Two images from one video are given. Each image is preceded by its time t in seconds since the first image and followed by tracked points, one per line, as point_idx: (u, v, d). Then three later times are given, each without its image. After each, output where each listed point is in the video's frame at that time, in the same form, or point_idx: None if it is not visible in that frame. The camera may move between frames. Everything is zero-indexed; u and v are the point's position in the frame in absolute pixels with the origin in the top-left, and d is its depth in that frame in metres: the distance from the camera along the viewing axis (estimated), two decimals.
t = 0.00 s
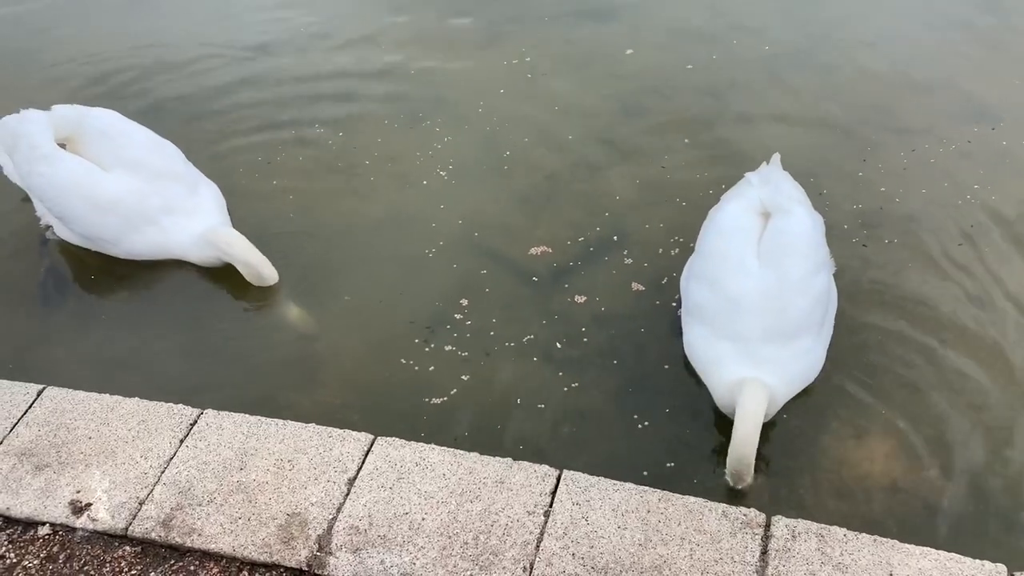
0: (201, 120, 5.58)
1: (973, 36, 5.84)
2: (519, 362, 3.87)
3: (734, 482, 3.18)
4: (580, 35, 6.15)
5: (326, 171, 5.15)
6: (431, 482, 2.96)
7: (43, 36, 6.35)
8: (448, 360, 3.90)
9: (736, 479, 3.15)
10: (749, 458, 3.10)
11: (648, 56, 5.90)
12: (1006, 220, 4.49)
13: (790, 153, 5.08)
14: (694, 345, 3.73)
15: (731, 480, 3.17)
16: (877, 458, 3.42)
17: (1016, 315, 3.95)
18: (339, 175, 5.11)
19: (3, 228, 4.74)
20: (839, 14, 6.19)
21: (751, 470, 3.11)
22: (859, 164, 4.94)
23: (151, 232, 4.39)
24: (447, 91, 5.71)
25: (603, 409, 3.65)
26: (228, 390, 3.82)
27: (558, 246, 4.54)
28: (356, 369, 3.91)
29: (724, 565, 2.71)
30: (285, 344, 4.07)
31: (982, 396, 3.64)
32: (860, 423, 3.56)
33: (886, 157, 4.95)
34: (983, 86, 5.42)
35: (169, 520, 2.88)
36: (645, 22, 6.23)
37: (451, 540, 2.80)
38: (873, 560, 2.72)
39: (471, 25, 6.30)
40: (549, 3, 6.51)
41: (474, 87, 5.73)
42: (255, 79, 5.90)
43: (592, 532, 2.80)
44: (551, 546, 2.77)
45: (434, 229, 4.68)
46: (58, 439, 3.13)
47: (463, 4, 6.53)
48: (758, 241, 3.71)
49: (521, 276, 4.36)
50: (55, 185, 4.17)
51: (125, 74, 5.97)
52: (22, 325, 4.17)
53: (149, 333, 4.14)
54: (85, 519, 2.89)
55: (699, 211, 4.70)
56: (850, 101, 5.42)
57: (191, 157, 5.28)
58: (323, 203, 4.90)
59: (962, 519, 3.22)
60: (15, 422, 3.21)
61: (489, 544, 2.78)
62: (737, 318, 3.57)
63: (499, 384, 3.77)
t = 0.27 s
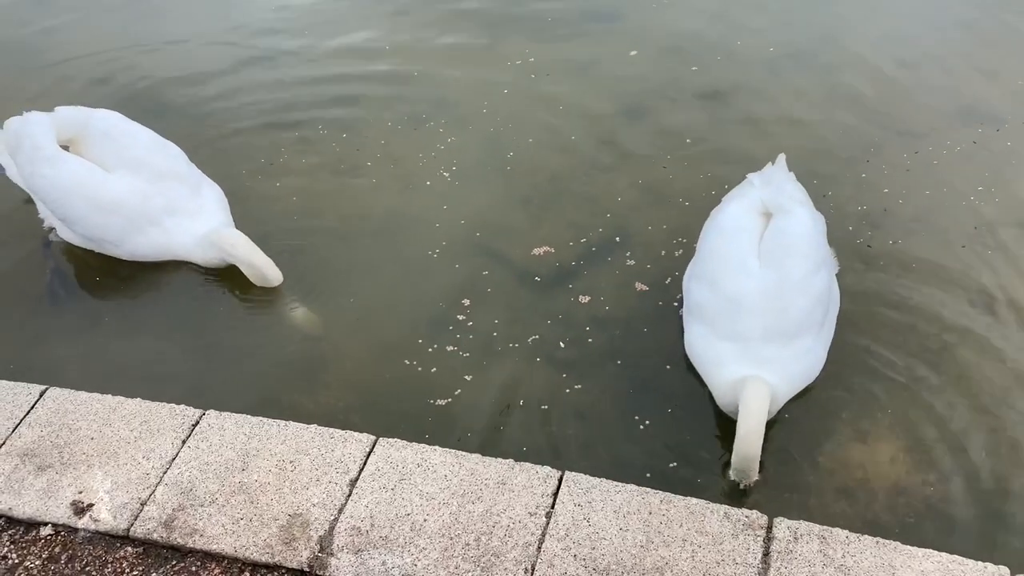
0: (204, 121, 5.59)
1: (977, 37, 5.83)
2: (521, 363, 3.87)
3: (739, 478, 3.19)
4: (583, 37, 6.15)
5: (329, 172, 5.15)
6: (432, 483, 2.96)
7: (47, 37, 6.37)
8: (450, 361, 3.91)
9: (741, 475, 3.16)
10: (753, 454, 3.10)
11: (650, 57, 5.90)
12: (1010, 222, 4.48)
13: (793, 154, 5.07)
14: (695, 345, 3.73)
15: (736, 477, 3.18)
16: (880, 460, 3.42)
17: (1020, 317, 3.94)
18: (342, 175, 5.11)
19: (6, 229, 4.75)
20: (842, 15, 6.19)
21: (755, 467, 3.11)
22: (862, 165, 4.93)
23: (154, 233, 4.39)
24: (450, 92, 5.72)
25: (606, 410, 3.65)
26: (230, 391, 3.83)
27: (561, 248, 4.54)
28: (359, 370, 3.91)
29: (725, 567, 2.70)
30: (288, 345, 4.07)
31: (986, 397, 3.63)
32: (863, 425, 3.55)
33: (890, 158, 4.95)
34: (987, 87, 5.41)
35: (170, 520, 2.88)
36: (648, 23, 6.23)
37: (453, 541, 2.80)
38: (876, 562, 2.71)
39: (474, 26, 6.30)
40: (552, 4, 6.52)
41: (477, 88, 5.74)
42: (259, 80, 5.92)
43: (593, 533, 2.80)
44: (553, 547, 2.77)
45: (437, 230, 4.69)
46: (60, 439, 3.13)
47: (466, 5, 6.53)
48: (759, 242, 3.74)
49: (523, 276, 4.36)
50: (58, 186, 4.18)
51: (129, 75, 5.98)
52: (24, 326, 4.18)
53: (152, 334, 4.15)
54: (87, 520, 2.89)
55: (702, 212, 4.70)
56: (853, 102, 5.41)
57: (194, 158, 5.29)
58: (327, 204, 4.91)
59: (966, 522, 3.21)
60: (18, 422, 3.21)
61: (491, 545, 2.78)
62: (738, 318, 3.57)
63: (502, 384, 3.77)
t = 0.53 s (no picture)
0: (207, 121, 5.59)
1: (981, 39, 5.82)
2: (524, 364, 3.87)
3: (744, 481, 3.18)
4: (587, 37, 6.15)
5: (333, 172, 5.15)
6: (434, 485, 2.96)
7: (51, 38, 6.38)
8: (453, 362, 3.90)
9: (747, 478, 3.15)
10: (761, 456, 3.09)
11: (654, 57, 5.90)
12: (1015, 223, 4.46)
13: (797, 155, 5.06)
14: (695, 344, 3.74)
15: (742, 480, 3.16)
16: (883, 462, 3.41)
17: None
18: (345, 176, 5.11)
19: (9, 229, 4.76)
20: (846, 16, 6.18)
21: (762, 470, 3.10)
22: (865, 166, 4.92)
23: (157, 234, 4.40)
24: (454, 93, 5.72)
25: (608, 411, 3.64)
26: (232, 391, 3.82)
27: (564, 248, 4.53)
28: (362, 371, 3.91)
29: (727, 569, 2.69)
30: (290, 345, 4.07)
31: (990, 399, 3.62)
32: (866, 427, 3.54)
33: (894, 159, 4.94)
34: (991, 88, 5.40)
35: (172, 521, 2.88)
36: (651, 23, 6.22)
37: (454, 543, 2.79)
38: (879, 565, 2.70)
39: (477, 26, 6.30)
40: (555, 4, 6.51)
41: (480, 89, 5.74)
42: (262, 80, 5.92)
43: (596, 535, 2.79)
44: (555, 549, 2.76)
45: (439, 231, 4.68)
46: (62, 439, 3.13)
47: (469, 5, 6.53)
48: (762, 242, 3.72)
49: (526, 277, 4.35)
50: (61, 187, 4.18)
51: (133, 75, 5.99)
52: (27, 326, 4.18)
53: (155, 334, 4.15)
54: (89, 520, 2.89)
55: (706, 213, 4.69)
56: (857, 103, 5.40)
57: (198, 158, 5.30)
58: (330, 204, 4.91)
59: (970, 524, 3.20)
60: (20, 422, 3.21)
61: (492, 547, 2.78)
62: (738, 317, 3.57)
63: (504, 385, 3.77)
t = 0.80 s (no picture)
0: (210, 121, 5.59)
1: (985, 40, 5.80)
2: (526, 365, 3.86)
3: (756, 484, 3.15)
4: (590, 38, 6.14)
5: (336, 172, 5.15)
6: (436, 486, 2.96)
7: (55, 37, 6.38)
8: (455, 363, 3.90)
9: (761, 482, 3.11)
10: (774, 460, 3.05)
11: (657, 58, 5.89)
12: (1019, 226, 4.45)
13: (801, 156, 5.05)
14: (695, 342, 3.74)
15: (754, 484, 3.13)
16: (886, 465, 3.40)
17: None
18: (349, 176, 5.11)
19: (12, 229, 4.76)
20: (850, 17, 6.17)
21: (775, 472, 3.07)
22: (869, 168, 4.91)
23: (159, 234, 4.40)
24: (457, 93, 5.71)
25: (611, 413, 3.63)
26: (235, 392, 3.82)
27: (567, 249, 4.53)
28: (364, 372, 3.91)
29: (730, 573, 2.69)
30: (292, 346, 4.07)
31: (994, 402, 3.60)
32: (869, 429, 3.53)
33: (899, 161, 4.93)
34: (996, 90, 5.39)
35: (174, 522, 2.88)
36: (655, 24, 6.22)
37: (456, 545, 2.79)
38: (881, 569, 2.69)
39: (482, 27, 6.30)
40: (559, 4, 6.51)
41: (483, 89, 5.74)
42: (265, 80, 5.92)
43: (598, 538, 2.79)
44: (556, 551, 2.76)
45: (442, 231, 4.68)
46: (64, 439, 3.13)
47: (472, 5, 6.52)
48: (766, 242, 3.73)
49: (529, 278, 4.35)
50: (64, 187, 4.19)
51: (136, 75, 5.99)
52: (30, 325, 4.18)
53: (157, 334, 4.15)
54: (91, 521, 2.89)
55: (709, 214, 4.69)
56: (861, 104, 5.39)
57: (201, 158, 5.30)
58: (333, 205, 4.91)
59: (973, 528, 3.19)
60: (22, 422, 3.22)
61: (494, 549, 2.77)
62: (739, 316, 3.57)
63: (506, 386, 3.76)
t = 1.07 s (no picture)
0: (213, 121, 5.59)
1: (988, 42, 5.80)
2: (527, 366, 3.86)
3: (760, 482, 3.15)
4: (593, 39, 6.14)
5: (338, 172, 5.15)
6: (437, 487, 2.95)
7: (57, 36, 6.38)
8: (457, 364, 3.89)
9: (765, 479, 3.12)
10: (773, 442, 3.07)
11: (659, 59, 5.88)
12: (1021, 227, 4.44)
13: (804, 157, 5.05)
14: (695, 342, 3.74)
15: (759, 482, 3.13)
16: (889, 467, 3.39)
17: None
18: (350, 176, 5.11)
19: (14, 229, 4.76)
20: (853, 19, 6.16)
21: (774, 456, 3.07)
22: (871, 170, 4.91)
23: (161, 234, 4.40)
24: (459, 94, 5.71)
25: (612, 414, 3.62)
26: (236, 392, 3.82)
27: (569, 250, 4.52)
28: (366, 372, 3.90)
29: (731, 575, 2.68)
30: (294, 346, 4.07)
31: (997, 405, 3.60)
32: (871, 431, 3.53)
33: (902, 163, 4.92)
34: (999, 92, 5.38)
35: (174, 523, 2.87)
36: (657, 25, 6.21)
37: (456, 546, 2.79)
38: (883, 571, 2.68)
39: (484, 28, 6.30)
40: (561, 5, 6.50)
41: (486, 90, 5.74)
42: (267, 80, 5.92)
43: (599, 540, 2.78)
44: (557, 553, 2.75)
45: (444, 232, 4.68)
46: (65, 440, 3.13)
47: (474, 6, 6.52)
48: (767, 243, 3.72)
49: (531, 279, 4.35)
50: (65, 187, 4.19)
51: (138, 74, 5.99)
52: (30, 325, 4.18)
53: (158, 334, 4.15)
54: (91, 521, 2.89)
55: (711, 215, 4.68)
56: (863, 106, 5.39)
57: (203, 158, 5.30)
58: (334, 205, 4.91)
59: (976, 531, 3.18)
60: (23, 422, 3.21)
61: (495, 551, 2.77)
62: (739, 317, 3.57)
63: (508, 387, 3.76)
